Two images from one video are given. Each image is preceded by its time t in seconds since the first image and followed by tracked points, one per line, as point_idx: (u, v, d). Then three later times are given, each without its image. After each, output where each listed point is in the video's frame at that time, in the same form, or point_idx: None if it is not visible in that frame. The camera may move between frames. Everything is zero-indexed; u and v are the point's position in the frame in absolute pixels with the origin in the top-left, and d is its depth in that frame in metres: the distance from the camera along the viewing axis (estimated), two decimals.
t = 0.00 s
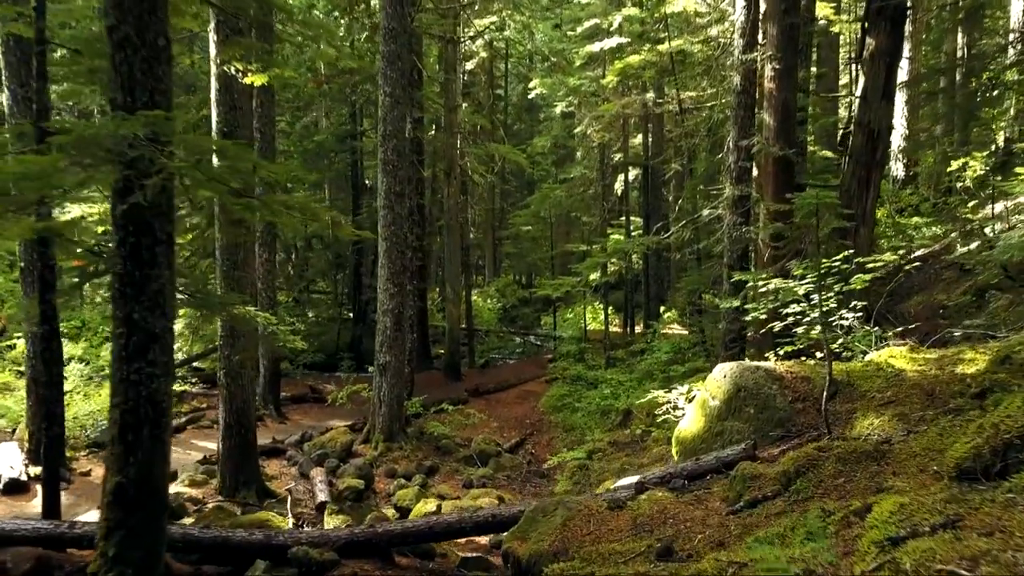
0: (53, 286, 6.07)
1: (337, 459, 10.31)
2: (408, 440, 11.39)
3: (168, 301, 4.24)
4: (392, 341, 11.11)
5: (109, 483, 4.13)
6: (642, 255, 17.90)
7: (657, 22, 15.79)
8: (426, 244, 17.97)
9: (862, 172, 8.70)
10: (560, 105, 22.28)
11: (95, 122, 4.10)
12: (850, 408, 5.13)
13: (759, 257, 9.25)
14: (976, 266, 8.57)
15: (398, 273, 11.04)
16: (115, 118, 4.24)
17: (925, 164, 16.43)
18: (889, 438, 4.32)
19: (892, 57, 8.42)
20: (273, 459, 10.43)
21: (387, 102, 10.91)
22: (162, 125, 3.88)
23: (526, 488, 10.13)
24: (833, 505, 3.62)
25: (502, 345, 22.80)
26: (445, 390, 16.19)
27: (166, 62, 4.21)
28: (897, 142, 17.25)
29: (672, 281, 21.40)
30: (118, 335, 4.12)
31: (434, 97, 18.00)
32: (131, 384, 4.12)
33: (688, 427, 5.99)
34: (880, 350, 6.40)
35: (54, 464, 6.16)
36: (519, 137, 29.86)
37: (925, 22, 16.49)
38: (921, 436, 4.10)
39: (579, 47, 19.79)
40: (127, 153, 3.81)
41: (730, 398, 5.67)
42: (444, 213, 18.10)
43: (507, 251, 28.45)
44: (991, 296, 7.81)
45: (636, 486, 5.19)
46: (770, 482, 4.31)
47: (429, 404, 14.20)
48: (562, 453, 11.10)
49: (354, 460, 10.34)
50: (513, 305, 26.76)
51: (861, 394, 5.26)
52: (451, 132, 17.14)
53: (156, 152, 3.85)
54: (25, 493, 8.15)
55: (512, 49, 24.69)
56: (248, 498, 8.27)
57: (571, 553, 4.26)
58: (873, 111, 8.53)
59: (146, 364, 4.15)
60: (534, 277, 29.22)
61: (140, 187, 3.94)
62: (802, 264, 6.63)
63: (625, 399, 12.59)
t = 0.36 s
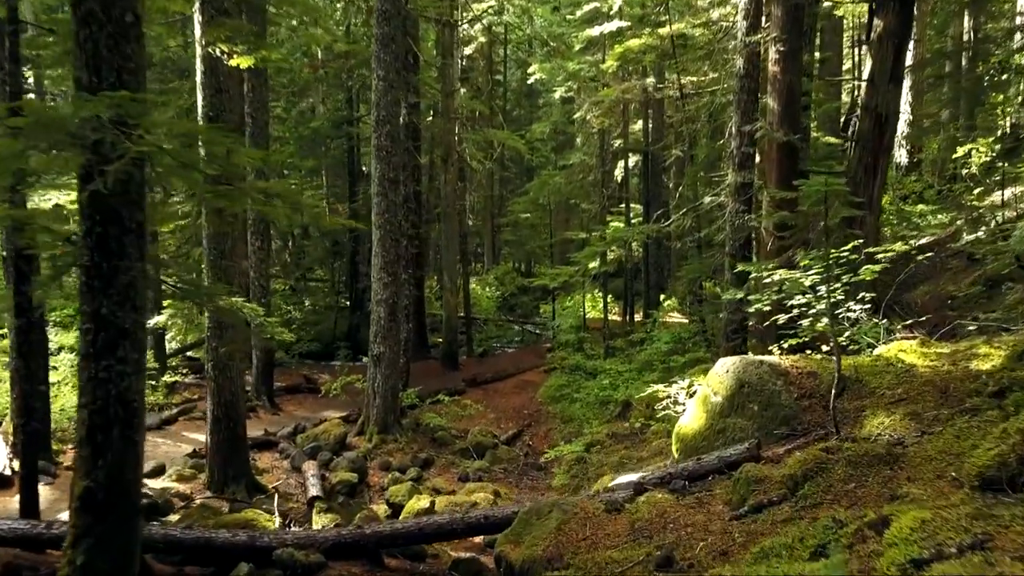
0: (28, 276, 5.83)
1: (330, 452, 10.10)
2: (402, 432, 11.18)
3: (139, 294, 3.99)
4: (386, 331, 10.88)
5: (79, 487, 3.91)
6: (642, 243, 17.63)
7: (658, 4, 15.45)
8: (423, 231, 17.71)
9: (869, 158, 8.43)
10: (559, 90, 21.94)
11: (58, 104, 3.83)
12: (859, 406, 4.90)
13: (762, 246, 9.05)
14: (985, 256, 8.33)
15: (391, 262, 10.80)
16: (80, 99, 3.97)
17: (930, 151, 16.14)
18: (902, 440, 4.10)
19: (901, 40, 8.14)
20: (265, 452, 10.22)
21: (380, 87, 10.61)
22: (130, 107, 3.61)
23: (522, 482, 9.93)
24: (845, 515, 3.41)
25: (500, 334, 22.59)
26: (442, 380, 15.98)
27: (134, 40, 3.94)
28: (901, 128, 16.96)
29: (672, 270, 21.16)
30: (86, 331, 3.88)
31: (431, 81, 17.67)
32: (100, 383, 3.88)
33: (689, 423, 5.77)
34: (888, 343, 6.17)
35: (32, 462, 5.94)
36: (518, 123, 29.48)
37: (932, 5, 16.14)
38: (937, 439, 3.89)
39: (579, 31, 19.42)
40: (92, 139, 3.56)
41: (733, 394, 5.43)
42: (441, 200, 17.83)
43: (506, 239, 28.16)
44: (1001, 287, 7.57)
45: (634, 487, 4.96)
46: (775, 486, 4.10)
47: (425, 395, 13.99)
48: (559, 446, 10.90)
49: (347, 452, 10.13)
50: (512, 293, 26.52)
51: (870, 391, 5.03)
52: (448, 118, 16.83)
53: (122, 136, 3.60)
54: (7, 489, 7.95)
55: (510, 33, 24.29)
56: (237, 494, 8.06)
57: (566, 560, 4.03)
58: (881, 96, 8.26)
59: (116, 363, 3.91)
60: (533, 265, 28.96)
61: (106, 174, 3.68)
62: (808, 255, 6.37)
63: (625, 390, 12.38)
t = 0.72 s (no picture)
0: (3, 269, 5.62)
1: (323, 447, 9.90)
2: (398, 426, 10.99)
3: (109, 290, 3.78)
4: (381, 324, 10.68)
5: (46, 494, 3.71)
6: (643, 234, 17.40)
7: None
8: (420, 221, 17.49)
9: (876, 147, 8.20)
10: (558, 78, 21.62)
11: (20, 88, 3.60)
12: (868, 406, 4.68)
13: (765, 237, 8.86)
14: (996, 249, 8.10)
15: (386, 254, 10.59)
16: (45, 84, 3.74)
17: (935, 139, 15.87)
18: (916, 444, 3.89)
19: (910, 25, 7.89)
20: (257, 447, 10.03)
21: (373, 74, 10.31)
22: (94, 92, 3.38)
23: (520, 478, 9.74)
24: (857, 527, 3.21)
25: (499, 325, 22.40)
26: (439, 372, 15.79)
27: (101, 20, 3.71)
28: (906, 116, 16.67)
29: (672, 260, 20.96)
30: (52, 329, 3.66)
31: (428, 68, 17.38)
32: (68, 384, 3.67)
33: (689, 422, 5.57)
34: (896, 339, 5.97)
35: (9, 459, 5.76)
36: (517, 112, 29.17)
37: None
38: (953, 444, 3.69)
39: (578, 18, 19.10)
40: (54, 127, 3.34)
41: (736, 392, 5.24)
42: (438, 190, 17.59)
43: (505, 229, 27.92)
44: (1012, 279, 7.35)
45: (633, 489, 4.76)
46: (781, 491, 3.89)
47: (421, 388, 13.79)
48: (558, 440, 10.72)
49: (342, 447, 9.94)
50: (510, 283, 26.32)
51: (880, 390, 4.82)
52: (445, 106, 16.55)
53: (86, 123, 3.38)
54: None
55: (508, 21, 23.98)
56: (226, 492, 7.87)
57: (561, 570, 3.83)
58: (888, 83, 8.05)
59: (84, 363, 3.69)
60: (532, 255, 28.73)
61: (70, 164, 3.47)
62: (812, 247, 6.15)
63: (624, 383, 12.19)
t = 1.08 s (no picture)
0: None
1: (316, 443, 9.68)
2: (392, 421, 10.77)
3: (72, 288, 3.54)
4: (375, 317, 10.44)
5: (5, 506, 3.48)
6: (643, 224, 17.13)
7: None
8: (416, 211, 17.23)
9: (884, 136, 7.93)
10: (557, 65, 21.27)
11: None
12: (880, 409, 4.45)
13: (768, 229, 8.62)
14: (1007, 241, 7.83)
15: (379, 245, 10.36)
16: None
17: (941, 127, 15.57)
18: (933, 453, 3.66)
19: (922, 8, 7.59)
20: (248, 443, 9.81)
21: (365, 59, 10.00)
22: (47, 75, 3.13)
23: (516, 474, 9.53)
24: (873, 546, 2.98)
25: (497, 316, 22.16)
26: (436, 365, 15.56)
27: None
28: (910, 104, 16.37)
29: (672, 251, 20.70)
30: (10, 331, 3.41)
31: (424, 55, 17.05)
32: (27, 391, 3.42)
33: (691, 424, 5.33)
34: (906, 337, 5.74)
35: None
36: (516, 101, 28.82)
37: None
38: (974, 454, 3.46)
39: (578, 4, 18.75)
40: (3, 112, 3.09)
41: (740, 393, 5.00)
42: (435, 179, 17.31)
43: (504, 218, 27.63)
44: None
45: (632, 496, 4.52)
46: (789, 502, 3.66)
47: (417, 381, 13.56)
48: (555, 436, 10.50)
49: (335, 443, 9.72)
50: (509, 274, 26.08)
51: (892, 392, 4.59)
52: (442, 94, 16.23)
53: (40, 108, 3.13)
54: None
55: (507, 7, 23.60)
56: (214, 491, 7.65)
57: None
58: (898, 70, 7.79)
59: (45, 367, 3.45)
60: (531, 245, 28.45)
61: (23, 153, 3.22)
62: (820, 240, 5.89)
63: (623, 376, 11.97)
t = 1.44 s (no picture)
0: None
1: (307, 442, 9.44)
2: (386, 418, 10.53)
3: (28, 290, 3.30)
4: (368, 311, 10.19)
5: None
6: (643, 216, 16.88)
7: None
8: (413, 202, 16.94)
9: (892, 125, 7.66)
10: (556, 53, 20.91)
11: None
12: (892, 415, 4.21)
13: (772, 222, 8.37)
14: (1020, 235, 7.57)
15: (373, 238, 10.06)
16: None
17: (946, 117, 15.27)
18: (953, 467, 3.43)
19: None
20: (239, 441, 9.57)
21: (357, 46, 9.68)
22: None
23: (513, 473, 9.30)
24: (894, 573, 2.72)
25: (495, 308, 21.92)
26: (433, 359, 15.33)
27: None
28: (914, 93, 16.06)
29: (672, 243, 20.45)
30: None
31: (420, 43, 16.71)
32: None
33: (694, 427, 5.08)
34: (918, 335, 5.50)
35: None
36: (514, 90, 28.47)
37: None
38: (1000, 469, 3.21)
39: None
40: None
41: (744, 396, 4.76)
42: (432, 170, 17.01)
43: (502, 209, 27.35)
44: None
45: (631, 506, 4.27)
46: (798, 516, 3.41)
47: (413, 375, 13.32)
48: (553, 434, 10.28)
49: (327, 441, 9.50)
50: (508, 266, 25.82)
51: (904, 397, 4.35)
52: (438, 83, 15.91)
53: None
54: None
55: None
56: (200, 493, 7.42)
57: None
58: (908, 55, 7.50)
59: None
60: (530, 236, 28.17)
61: None
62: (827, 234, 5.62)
63: (623, 371, 11.74)
